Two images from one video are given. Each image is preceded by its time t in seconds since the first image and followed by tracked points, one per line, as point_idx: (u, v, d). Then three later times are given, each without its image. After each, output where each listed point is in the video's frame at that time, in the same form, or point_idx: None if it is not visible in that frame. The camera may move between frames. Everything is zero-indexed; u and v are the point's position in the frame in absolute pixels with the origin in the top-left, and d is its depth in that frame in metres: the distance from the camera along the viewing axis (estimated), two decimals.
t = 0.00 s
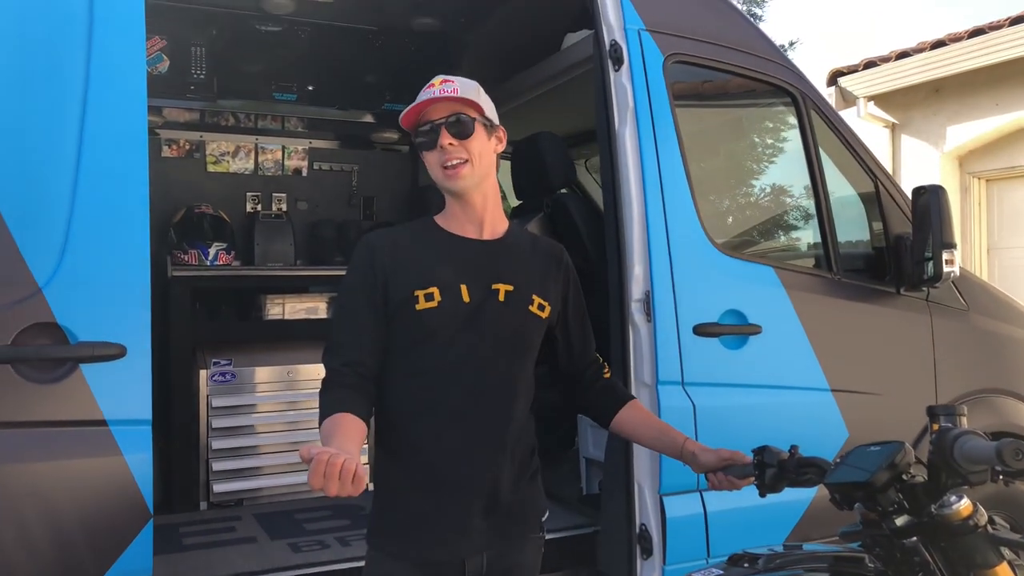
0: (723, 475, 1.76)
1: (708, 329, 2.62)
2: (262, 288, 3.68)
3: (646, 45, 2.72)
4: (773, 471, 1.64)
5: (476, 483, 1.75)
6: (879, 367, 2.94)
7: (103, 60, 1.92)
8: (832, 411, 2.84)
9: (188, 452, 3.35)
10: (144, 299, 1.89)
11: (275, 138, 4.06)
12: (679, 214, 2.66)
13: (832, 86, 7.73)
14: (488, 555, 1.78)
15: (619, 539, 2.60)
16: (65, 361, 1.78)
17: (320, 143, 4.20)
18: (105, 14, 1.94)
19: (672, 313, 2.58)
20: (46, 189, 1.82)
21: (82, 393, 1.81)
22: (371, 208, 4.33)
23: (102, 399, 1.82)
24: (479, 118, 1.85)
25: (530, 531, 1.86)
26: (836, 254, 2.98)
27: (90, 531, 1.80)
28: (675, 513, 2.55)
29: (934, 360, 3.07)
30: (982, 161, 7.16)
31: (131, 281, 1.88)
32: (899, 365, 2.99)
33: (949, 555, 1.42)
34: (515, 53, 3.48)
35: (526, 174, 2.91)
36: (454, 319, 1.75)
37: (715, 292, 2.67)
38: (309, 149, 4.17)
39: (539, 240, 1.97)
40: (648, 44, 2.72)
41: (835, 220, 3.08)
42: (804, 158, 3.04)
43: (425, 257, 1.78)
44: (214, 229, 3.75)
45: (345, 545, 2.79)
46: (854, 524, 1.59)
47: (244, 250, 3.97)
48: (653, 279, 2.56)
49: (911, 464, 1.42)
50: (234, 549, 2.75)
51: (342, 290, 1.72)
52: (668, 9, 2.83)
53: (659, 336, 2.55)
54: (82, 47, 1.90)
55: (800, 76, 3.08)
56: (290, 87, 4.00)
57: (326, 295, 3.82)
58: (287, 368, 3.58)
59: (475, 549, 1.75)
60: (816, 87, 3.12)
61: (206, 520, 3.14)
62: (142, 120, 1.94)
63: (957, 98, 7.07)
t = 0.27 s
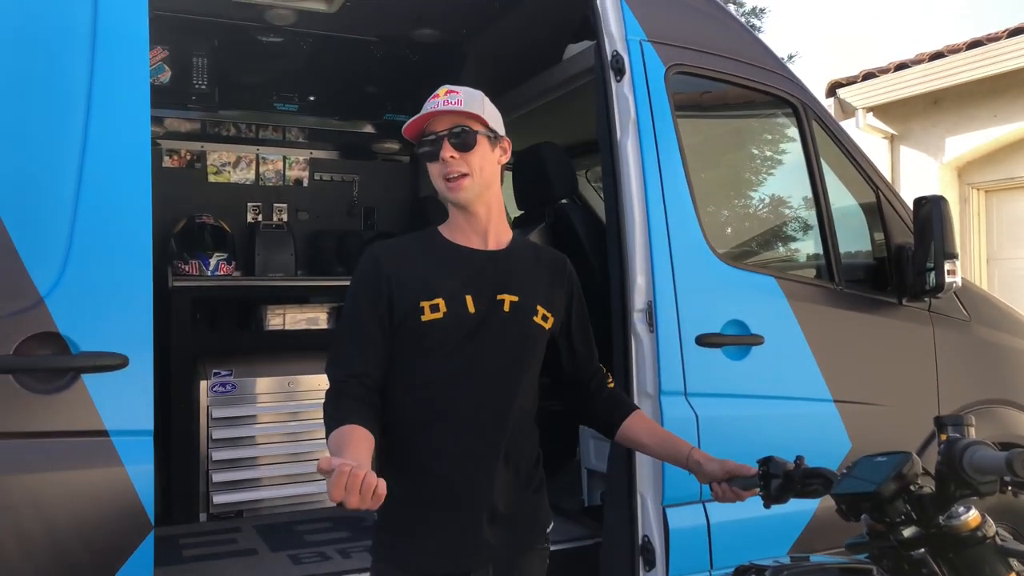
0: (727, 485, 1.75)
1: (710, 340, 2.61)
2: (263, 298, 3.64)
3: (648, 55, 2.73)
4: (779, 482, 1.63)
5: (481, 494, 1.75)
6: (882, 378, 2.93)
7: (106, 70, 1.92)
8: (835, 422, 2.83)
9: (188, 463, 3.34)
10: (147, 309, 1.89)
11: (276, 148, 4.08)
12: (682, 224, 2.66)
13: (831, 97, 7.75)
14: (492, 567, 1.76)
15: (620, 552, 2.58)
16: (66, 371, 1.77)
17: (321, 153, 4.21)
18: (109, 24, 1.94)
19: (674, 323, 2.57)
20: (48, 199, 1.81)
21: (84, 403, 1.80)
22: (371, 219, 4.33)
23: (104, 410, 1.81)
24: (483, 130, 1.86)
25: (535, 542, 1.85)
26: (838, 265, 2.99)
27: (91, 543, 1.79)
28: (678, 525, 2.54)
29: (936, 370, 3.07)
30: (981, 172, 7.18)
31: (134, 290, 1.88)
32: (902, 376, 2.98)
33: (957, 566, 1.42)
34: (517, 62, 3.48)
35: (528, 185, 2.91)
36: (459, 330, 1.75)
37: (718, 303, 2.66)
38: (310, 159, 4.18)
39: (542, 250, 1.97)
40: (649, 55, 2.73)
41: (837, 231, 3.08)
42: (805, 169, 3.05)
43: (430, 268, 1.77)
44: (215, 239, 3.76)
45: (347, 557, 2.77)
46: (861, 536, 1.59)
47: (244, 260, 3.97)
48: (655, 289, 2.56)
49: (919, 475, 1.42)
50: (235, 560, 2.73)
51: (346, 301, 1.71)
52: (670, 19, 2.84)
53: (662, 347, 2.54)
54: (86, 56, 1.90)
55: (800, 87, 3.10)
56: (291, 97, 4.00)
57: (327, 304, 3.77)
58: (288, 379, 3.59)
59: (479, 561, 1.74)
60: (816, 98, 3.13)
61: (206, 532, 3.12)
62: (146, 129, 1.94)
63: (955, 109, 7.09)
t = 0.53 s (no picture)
0: (731, 491, 1.75)
1: (711, 346, 2.61)
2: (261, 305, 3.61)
3: (649, 62, 2.73)
4: (784, 488, 1.63)
5: (485, 501, 1.74)
6: (882, 385, 2.93)
7: (108, 76, 1.91)
8: (836, 429, 2.83)
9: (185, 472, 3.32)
10: (148, 315, 1.87)
11: (274, 156, 4.05)
12: (682, 231, 2.66)
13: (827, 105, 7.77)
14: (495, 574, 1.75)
15: (622, 560, 2.56)
16: (66, 378, 1.76)
17: (319, 160, 4.18)
18: (111, 29, 1.93)
19: (675, 330, 2.57)
20: (48, 205, 1.81)
21: (84, 409, 1.78)
22: (370, 226, 4.30)
23: (105, 417, 1.80)
24: (488, 138, 1.87)
25: (539, 549, 1.84)
26: (838, 272, 2.99)
27: (91, 551, 1.77)
28: (680, 533, 2.53)
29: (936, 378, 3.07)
30: (977, 180, 7.20)
31: (134, 296, 1.86)
32: (902, 383, 2.98)
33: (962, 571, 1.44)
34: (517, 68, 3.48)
35: (529, 192, 2.91)
36: (462, 336, 1.74)
37: (718, 310, 2.66)
38: (308, 166, 4.15)
39: (545, 255, 1.97)
40: (650, 63, 2.73)
41: (837, 238, 3.08)
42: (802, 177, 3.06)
43: (433, 274, 1.77)
44: (213, 246, 3.76)
45: (346, 566, 2.76)
46: (867, 542, 1.59)
47: (242, 267, 3.95)
48: (656, 296, 2.56)
49: (925, 480, 1.41)
50: (233, 570, 2.71)
51: (348, 310, 1.70)
52: (671, 26, 2.84)
53: (663, 354, 2.54)
54: (88, 61, 1.89)
55: (799, 95, 3.10)
56: (291, 104, 3.98)
57: (326, 312, 3.74)
58: (285, 387, 3.56)
59: (483, 569, 1.73)
60: (816, 106, 3.14)
61: (204, 541, 3.10)
62: (147, 133, 1.93)
63: (950, 118, 7.11)
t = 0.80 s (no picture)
0: (732, 501, 1.75)
1: (709, 355, 2.61)
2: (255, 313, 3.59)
3: (646, 72, 2.74)
4: (786, 498, 1.62)
5: (487, 511, 1.73)
6: (879, 394, 2.93)
7: (106, 83, 1.90)
8: (833, 438, 2.83)
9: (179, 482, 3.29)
10: (144, 323, 1.85)
11: (269, 164, 4.05)
12: (680, 240, 2.66)
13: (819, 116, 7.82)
14: None
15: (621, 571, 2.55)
16: (63, 386, 1.75)
17: (314, 169, 4.18)
18: (110, 36, 1.92)
19: (673, 339, 2.57)
20: (46, 213, 1.80)
21: (82, 419, 1.76)
22: (365, 234, 4.29)
23: (102, 426, 1.78)
24: (489, 146, 1.86)
25: (540, 558, 1.83)
26: (834, 281, 3.00)
27: (88, 561, 1.75)
28: (678, 543, 2.53)
29: (932, 387, 3.08)
30: (967, 191, 7.24)
31: (132, 303, 1.85)
32: (898, 392, 2.99)
33: None
34: (514, 77, 3.48)
35: (527, 201, 2.92)
36: (464, 344, 1.74)
37: (717, 318, 2.66)
38: (304, 175, 4.16)
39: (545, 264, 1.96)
40: (647, 72, 2.74)
41: (832, 248, 3.09)
42: (796, 186, 3.07)
43: (434, 282, 1.76)
44: (207, 255, 3.71)
45: None
46: (869, 553, 1.58)
47: (237, 275, 3.94)
48: (654, 305, 2.56)
49: (929, 489, 1.41)
50: None
51: (349, 319, 1.70)
52: (668, 36, 2.85)
53: (661, 363, 2.54)
54: (86, 69, 1.88)
55: (795, 104, 3.12)
56: (286, 112, 3.98)
57: (321, 321, 3.75)
58: (280, 396, 3.53)
59: None
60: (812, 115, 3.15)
61: (198, 552, 3.07)
62: (146, 140, 1.92)
63: (942, 129, 7.15)
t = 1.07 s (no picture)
0: (732, 507, 1.75)
1: (704, 362, 2.61)
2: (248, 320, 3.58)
3: (641, 79, 2.75)
4: (786, 504, 1.63)
5: (487, 518, 1.73)
6: (871, 401, 2.95)
7: (102, 88, 1.89)
8: (827, 445, 2.84)
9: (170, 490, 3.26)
10: (142, 329, 1.84)
11: (262, 171, 4.03)
12: (675, 247, 2.67)
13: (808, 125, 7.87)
14: None
15: None
16: (58, 393, 1.73)
17: (307, 176, 4.16)
18: (107, 41, 1.91)
19: (669, 346, 2.57)
20: (42, 219, 1.78)
21: (77, 426, 1.75)
22: (358, 242, 4.27)
23: (97, 434, 1.76)
24: (489, 153, 1.86)
25: (540, 565, 1.82)
26: (827, 288, 3.01)
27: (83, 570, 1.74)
28: (674, 550, 2.53)
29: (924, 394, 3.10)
30: (955, 200, 7.27)
31: (129, 310, 1.84)
32: (891, 399, 3.00)
33: None
34: (508, 85, 3.49)
35: (522, 208, 2.92)
36: (463, 351, 1.73)
37: (711, 326, 2.67)
38: (296, 182, 4.13)
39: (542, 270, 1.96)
40: (642, 80, 2.75)
41: (825, 255, 3.11)
42: (787, 195, 3.08)
43: (432, 289, 1.76)
44: (200, 261, 3.70)
45: None
46: (870, 557, 1.58)
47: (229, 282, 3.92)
48: (650, 312, 2.57)
49: (930, 495, 1.41)
50: None
51: (348, 327, 1.69)
52: (663, 44, 2.86)
53: (657, 370, 2.54)
54: (82, 74, 1.87)
55: (788, 112, 3.14)
56: (280, 119, 3.98)
57: (314, 328, 3.72)
58: (273, 404, 3.52)
59: None
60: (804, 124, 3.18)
61: (189, 561, 3.05)
62: (144, 146, 1.91)
63: (929, 138, 7.19)
